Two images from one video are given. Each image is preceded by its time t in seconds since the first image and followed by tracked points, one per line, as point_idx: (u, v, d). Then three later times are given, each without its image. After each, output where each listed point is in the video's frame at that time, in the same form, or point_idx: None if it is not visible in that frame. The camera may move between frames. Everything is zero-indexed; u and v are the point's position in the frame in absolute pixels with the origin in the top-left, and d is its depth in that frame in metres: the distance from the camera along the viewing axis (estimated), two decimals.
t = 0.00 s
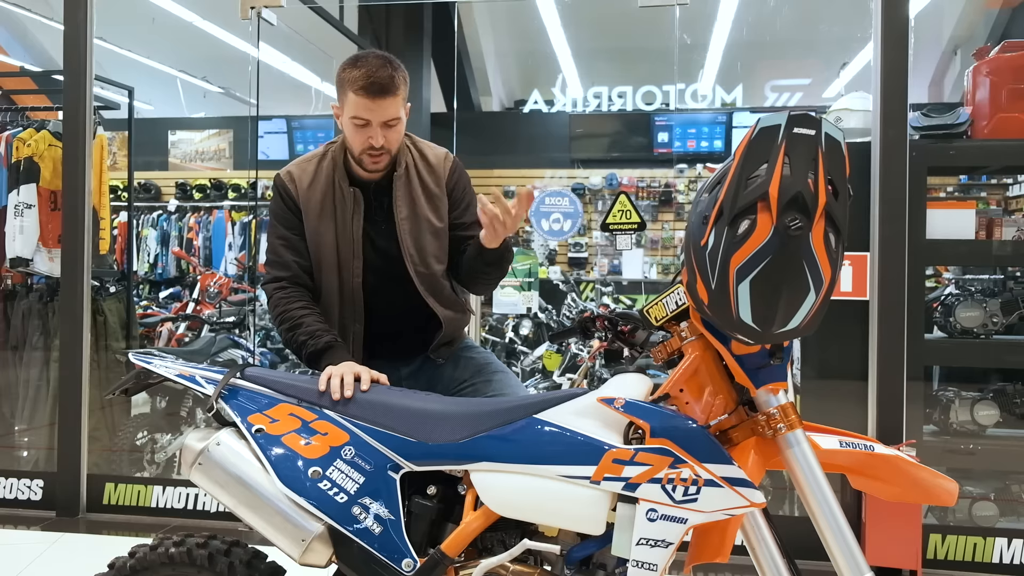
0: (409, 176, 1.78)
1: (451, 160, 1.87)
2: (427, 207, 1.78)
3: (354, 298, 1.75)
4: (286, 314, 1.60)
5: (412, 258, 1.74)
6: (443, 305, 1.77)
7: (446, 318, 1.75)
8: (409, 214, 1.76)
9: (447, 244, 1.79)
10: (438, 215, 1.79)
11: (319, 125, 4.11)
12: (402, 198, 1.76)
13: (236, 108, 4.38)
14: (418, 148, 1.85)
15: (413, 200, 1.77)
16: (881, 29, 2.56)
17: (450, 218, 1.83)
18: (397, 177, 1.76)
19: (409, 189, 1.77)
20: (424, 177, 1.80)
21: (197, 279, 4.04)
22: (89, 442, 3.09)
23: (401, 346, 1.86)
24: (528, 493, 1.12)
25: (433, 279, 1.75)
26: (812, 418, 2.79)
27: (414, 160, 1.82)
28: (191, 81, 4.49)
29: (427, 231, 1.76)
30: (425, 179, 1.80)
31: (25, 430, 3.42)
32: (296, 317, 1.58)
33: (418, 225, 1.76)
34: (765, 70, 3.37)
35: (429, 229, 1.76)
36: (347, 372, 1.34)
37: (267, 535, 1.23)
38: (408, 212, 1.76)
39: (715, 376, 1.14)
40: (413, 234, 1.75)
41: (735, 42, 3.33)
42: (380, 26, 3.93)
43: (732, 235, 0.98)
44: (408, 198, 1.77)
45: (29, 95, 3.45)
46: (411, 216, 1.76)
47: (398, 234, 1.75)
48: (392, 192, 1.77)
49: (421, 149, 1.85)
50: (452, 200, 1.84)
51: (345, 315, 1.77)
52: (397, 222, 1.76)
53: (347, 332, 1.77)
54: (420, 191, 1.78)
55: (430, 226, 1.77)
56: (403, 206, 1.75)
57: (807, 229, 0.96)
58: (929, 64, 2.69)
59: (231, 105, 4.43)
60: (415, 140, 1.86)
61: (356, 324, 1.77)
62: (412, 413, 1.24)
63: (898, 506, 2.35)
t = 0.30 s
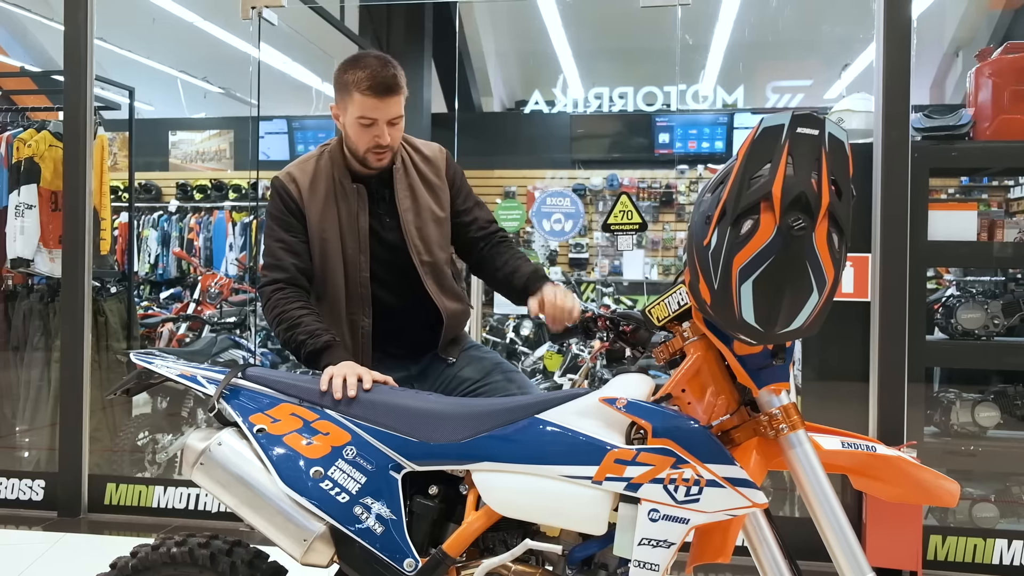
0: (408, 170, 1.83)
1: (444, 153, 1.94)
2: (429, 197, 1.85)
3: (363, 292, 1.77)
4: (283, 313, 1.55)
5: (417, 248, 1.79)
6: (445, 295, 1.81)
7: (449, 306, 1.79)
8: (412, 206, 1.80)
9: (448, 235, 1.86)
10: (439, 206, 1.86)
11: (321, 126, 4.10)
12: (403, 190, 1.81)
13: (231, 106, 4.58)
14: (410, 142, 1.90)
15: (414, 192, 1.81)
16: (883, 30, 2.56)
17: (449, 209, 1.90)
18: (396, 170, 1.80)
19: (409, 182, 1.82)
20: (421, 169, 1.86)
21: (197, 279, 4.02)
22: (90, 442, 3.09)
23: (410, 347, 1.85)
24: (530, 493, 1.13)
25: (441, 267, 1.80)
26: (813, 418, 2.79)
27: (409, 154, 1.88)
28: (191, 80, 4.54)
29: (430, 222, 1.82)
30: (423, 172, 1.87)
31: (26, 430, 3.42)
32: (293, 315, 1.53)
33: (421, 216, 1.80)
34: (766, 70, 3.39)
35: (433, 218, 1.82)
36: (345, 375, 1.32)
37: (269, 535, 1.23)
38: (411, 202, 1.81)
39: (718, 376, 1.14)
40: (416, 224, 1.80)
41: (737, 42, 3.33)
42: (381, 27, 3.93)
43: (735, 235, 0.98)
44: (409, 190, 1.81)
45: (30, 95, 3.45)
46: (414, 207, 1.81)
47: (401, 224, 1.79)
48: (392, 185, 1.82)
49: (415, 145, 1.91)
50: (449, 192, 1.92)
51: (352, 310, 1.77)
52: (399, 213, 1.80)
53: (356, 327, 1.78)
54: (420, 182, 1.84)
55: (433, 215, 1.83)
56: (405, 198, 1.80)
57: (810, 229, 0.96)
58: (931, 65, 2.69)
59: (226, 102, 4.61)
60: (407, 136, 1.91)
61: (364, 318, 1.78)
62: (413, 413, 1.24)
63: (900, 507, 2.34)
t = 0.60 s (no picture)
0: (424, 166, 1.84)
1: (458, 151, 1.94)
2: (444, 193, 1.86)
3: (378, 286, 1.77)
4: (289, 307, 1.53)
5: (432, 245, 1.81)
6: (456, 292, 1.84)
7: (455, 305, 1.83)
8: (428, 201, 1.82)
9: (461, 231, 1.88)
10: (454, 202, 1.87)
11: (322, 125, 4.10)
12: (419, 186, 1.82)
13: (232, 105, 4.44)
14: (427, 140, 1.90)
15: (430, 188, 1.83)
16: (885, 30, 2.56)
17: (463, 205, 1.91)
18: (413, 165, 1.81)
19: (425, 177, 1.83)
20: (437, 166, 1.88)
21: (198, 277, 4.05)
22: (91, 440, 3.09)
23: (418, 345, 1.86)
24: (531, 492, 1.13)
25: (451, 267, 1.83)
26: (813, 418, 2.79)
27: (426, 151, 1.88)
28: (192, 79, 4.54)
29: (445, 218, 1.83)
30: (440, 169, 1.88)
31: (26, 428, 3.42)
32: (299, 311, 1.52)
33: (436, 211, 1.82)
34: (768, 70, 3.40)
35: (447, 214, 1.84)
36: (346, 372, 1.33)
37: (270, 534, 1.23)
38: (427, 198, 1.82)
39: (719, 376, 1.14)
40: (431, 219, 1.82)
41: (738, 42, 3.35)
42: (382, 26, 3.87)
43: (738, 235, 0.97)
44: (425, 185, 1.83)
45: (31, 92, 3.44)
46: (430, 202, 1.82)
47: (416, 218, 1.81)
48: (410, 180, 1.83)
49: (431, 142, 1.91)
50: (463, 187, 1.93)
51: (365, 305, 1.77)
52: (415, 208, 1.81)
53: (367, 322, 1.77)
54: (435, 179, 1.85)
55: (447, 211, 1.84)
56: (421, 194, 1.82)
57: (813, 229, 0.95)
58: (932, 65, 2.69)
59: (227, 100, 4.49)
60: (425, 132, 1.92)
61: (377, 312, 1.78)
62: (414, 412, 1.24)
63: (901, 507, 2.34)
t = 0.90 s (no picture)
0: (472, 175, 1.83)
1: (509, 161, 1.92)
2: (488, 204, 1.84)
3: (405, 289, 1.78)
4: (307, 298, 1.55)
5: (468, 256, 1.79)
6: (485, 304, 1.84)
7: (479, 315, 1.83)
8: (471, 209, 1.81)
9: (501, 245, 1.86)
10: (498, 215, 1.85)
11: (324, 125, 4.32)
12: (463, 193, 1.81)
13: (234, 104, 4.33)
14: (478, 146, 1.88)
15: (475, 196, 1.82)
16: (886, 30, 2.56)
17: (508, 218, 1.89)
18: (461, 173, 1.80)
19: (471, 187, 1.82)
20: (485, 175, 1.85)
21: (200, 277, 4.04)
22: (92, 439, 3.09)
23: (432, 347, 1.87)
24: (532, 491, 1.13)
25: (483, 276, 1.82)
26: (813, 418, 2.80)
27: (476, 158, 1.86)
28: (193, 78, 4.51)
29: (486, 231, 1.82)
30: (487, 178, 1.85)
31: (28, 427, 3.42)
32: (314, 303, 1.52)
33: (478, 222, 1.81)
34: (769, 70, 3.41)
35: (488, 227, 1.82)
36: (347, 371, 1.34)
37: (271, 532, 1.24)
38: (470, 208, 1.80)
39: (719, 376, 1.14)
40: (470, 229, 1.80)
41: (738, 42, 3.37)
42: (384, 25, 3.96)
43: (738, 235, 0.98)
44: (470, 193, 1.82)
45: (33, 91, 3.45)
46: (472, 211, 1.81)
47: (458, 225, 1.79)
48: (455, 185, 1.81)
49: (482, 151, 1.88)
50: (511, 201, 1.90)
51: (390, 306, 1.78)
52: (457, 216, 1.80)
53: (391, 324, 1.79)
54: (481, 188, 1.84)
55: (489, 223, 1.83)
56: (465, 202, 1.80)
57: (814, 229, 0.96)
58: (933, 65, 2.69)
59: (229, 100, 4.40)
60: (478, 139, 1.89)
61: (401, 315, 1.79)
62: (415, 411, 1.24)
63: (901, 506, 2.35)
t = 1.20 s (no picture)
0: (519, 194, 1.77)
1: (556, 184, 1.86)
2: (532, 226, 1.79)
3: (446, 298, 1.75)
4: (326, 292, 1.47)
5: (506, 274, 1.75)
6: (519, 318, 1.81)
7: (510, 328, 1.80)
8: (514, 230, 1.75)
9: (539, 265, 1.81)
10: (539, 236, 1.80)
11: (324, 124, 4.35)
12: (509, 215, 1.75)
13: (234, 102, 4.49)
14: (529, 167, 1.83)
15: (519, 218, 1.76)
16: (886, 31, 2.56)
17: (548, 240, 1.84)
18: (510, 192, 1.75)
19: (517, 207, 1.77)
20: (531, 196, 1.80)
21: (200, 276, 4.05)
22: (93, 439, 3.10)
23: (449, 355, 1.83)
24: (531, 491, 1.13)
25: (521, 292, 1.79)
26: (814, 418, 2.80)
27: (526, 178, 1.80)
28: (194, 77, 4.52)
29: (526, 252, 1.77)
30: (533, 200, 1.80)
31: (29, 426, 3.43)
32: (328, 297, 1.46)
33: (519, 245, 1.75)
34: (769, 70, 3.42)
35: (529, 249, 1.77)
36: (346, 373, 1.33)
37: (271, 531, 1.24)
38: (514, 227, 1.75)
39: (718, 375, 1.14)
40: (512, 250, 1.75)
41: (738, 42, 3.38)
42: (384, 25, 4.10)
43: (737, 234, 0.98)
44: (515, 214, 1.76)
45: (34, 91, 3.45)
46: (516, 232, 1.75)
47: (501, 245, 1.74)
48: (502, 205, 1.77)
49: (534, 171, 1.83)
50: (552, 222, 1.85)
51: (430, 312, 1.76)
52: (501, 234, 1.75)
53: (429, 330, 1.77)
54: (527, 210, 1.78)
55: (530, 246, 1.77)
56: (510, 222, 1.75)
57: (813, 229, 0.96)
58: (934, 65, 2.69)
59: (228, 99, 4.54)
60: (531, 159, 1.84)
61: (443, 319, 1.77)
62: (414, 410, 1.24)
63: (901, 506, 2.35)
